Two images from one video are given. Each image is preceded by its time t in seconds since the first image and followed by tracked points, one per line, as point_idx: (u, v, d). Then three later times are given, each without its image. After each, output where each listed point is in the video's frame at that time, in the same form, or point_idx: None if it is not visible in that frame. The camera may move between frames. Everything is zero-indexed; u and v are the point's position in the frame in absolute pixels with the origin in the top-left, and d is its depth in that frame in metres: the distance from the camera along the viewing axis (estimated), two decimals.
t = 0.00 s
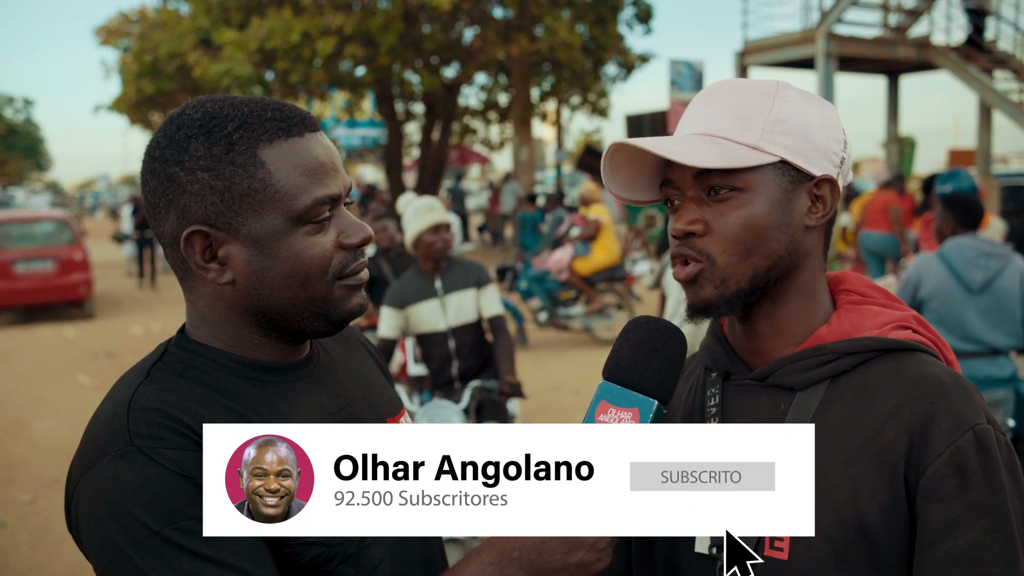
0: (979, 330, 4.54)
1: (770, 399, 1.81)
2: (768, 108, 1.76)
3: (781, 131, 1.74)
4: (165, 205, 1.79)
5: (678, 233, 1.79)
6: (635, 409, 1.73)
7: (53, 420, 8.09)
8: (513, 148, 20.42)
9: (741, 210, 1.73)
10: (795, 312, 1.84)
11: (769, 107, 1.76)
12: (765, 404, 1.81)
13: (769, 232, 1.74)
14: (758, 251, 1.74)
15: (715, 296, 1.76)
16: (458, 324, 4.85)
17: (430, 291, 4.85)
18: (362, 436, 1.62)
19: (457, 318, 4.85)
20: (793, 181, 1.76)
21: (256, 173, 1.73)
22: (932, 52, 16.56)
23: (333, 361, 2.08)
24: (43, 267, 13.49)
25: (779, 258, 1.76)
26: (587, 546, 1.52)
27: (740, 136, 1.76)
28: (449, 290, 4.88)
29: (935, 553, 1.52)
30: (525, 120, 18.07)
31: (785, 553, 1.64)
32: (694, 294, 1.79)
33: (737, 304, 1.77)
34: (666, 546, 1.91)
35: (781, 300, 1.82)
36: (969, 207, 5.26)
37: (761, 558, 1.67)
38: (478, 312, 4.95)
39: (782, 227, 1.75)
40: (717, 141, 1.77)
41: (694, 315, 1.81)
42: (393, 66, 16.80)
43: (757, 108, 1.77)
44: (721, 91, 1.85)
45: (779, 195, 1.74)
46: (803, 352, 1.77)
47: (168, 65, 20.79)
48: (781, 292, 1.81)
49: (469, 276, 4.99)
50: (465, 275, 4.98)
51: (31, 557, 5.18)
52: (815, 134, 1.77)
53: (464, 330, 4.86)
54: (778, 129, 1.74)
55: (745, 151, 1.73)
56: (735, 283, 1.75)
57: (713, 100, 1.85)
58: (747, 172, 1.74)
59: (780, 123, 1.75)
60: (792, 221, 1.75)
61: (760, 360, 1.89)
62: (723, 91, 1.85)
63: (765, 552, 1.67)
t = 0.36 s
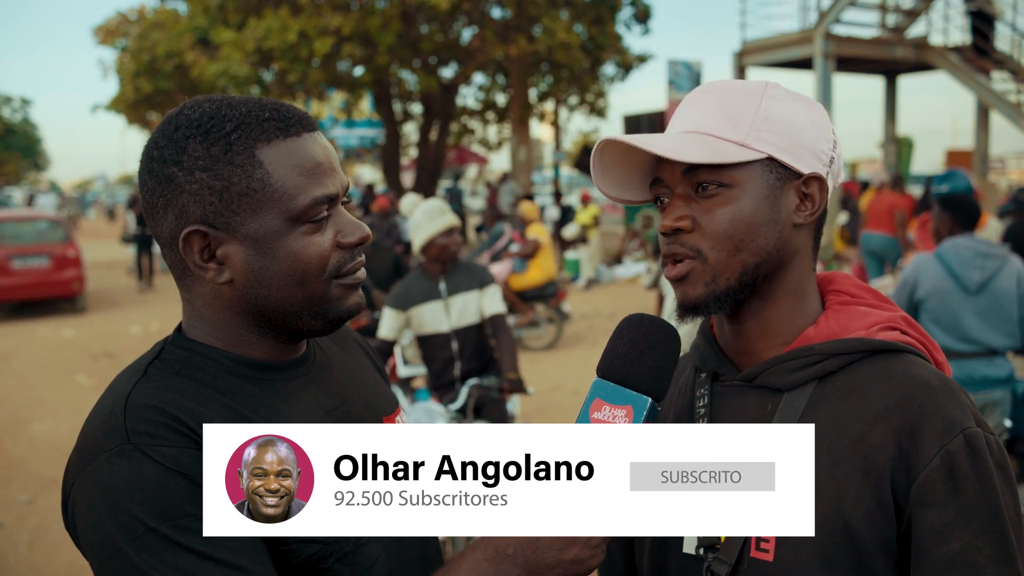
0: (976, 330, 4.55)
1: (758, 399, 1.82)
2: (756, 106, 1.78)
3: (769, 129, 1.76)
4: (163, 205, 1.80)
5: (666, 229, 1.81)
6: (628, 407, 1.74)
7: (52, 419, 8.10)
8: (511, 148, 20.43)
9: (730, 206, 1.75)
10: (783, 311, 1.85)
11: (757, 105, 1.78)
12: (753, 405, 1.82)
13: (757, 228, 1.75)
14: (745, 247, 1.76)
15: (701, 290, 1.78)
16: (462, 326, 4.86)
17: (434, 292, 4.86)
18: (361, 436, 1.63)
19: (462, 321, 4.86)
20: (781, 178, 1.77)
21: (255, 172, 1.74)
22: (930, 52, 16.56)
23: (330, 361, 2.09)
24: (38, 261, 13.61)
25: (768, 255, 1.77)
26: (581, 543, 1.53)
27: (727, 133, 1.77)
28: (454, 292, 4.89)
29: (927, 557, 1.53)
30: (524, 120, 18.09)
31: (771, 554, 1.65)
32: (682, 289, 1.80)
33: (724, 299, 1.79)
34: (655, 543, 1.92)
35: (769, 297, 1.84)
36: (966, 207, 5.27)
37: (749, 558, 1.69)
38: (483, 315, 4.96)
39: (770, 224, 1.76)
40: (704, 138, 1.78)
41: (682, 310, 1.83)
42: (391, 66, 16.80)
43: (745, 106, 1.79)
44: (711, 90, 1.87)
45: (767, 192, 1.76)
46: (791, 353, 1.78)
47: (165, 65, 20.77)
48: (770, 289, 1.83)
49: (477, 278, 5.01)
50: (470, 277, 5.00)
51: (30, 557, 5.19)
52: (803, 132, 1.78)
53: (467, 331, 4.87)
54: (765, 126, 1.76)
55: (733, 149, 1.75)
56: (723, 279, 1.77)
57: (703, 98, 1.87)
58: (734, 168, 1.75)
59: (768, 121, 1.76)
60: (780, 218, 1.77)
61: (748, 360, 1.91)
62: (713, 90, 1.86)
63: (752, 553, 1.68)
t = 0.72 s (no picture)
0: (978, 334, 4.54)
1: (754, 404, 1.82)
2: (760, 114, 1.78)
3: (772, 137, 1.76)
4: (167, 207, 1.80)
5: (668, 237, 1.81)
6: (628, 410, 1.75)
7: (52, 420, 8.09)
8: (512, 151, 20.46)
9: (731, 216, 1.75)
10: (782, 318, 1.86)
11: (760, 114, 1.78)
12: (749, 409, 1.82)
13: (758, 237, 1.76)
14: (748, 257, 1.76)
15: (702, 299, 1.78)
16: (472, 337, 4.84)
17: (445, 303, 4.85)
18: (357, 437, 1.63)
19: (472, 332, 4.84)
20: (783, 187, 1.77)
21: (258, 175, 1.75)
22: (932, 57, 16.58)
23: (331, 363, 2.09)
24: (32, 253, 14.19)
25: (769, 264, 1.78)
26: (580, 545, 1.58)
27: (731, 142, 1.77)
28: (464, 302, 4.87)
29: (921, 562, 1.53)
30: (525, 123, 18.13)
31: (764, 559, 1.65)
32: (682, 296, 1.81)
33: (724, 308, 1.79)
34: (651, 545, 1.93)
35: (768, 305, 1.85)
36: (966, 211, 5.26)
37: (742, 563, 1.68)
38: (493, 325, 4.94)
39: (771, 233, 1.77)
40: (707, 147, 1.79)
41: (682, 318, 1.84)
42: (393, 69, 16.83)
43: (748, 113, 1.79)
44: (714, 95, 1.87)
45: (768, 202, 1.76)
46: (789, 358, 1.78)
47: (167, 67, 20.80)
48: (770, 297, 1.84)
49: (490, 288, 4.97)
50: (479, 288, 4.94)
51: (30, 558, 5.19)
52: (806, 140, 1.78)
53: (476, 341, 4.84)
54: (769, 135, 1.76)
55: (737, 159, 1.75)
56: (725, 289, 1.77)
57: (706, 105, 1.87)
58: (737, 178, 1.75)
59: (772, 129, 1.76)
60: (780, 227, 1.77)
61: (747, 365, 1.91)
62: (716, 96, 1.86)
63: (746, 557, 1.68)
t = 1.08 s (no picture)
0: (977, 337, 4.54)
1: (753, 407, 1.82)
2: (759, 119, 1.78)
3: (771, 142, 1.76)
4: (168, 210, 1.80)
5: (666, 239, 1.82)
6: (629, 412, 1.76)
7: (51, 422, 8.08)
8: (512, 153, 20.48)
9: (729, 220, 1.75)
10: (781, 322, 1.86)
11: (760, 119, 1.78)
12: (748, 412, 1.82)
13: (756, 241, 1.76)
14: (745, 261, 1.76)
15: (699, 304, 1.78)
16: (478, 344, 4.86)
17: (450, 311, 4.85)
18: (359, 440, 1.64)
19: (478, 339, 4.86)
20: (781, 192, 1.78)
21: (259, 178, 1.75)
22: (931, 59, 16.62)
23: (331, 365, 2.09)
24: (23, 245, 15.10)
25: (766, 268, 1.78)
26: (582, 548, 1.58)
27: (730, 146, 1.77)
28: (470, 310, 4.87)
29: (921, 565, 1.53)
30: (525, 124, 18.16)
31: (764, 561, 1.65)
32: (680, 300, 1.81)
33: (722, 313, 1.79)
34: (652, 545, 1.93)
35: (768, 310, 1.85)
36: (966, 214, 5.26)
37: (742, 565, 1.68)
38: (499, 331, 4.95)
39: (769, 237, 1.77)
40: (706, 150, 1.79)
41: (680, 322, 1.83)
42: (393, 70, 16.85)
43: (747, 118, 1.79)
44: (713, 100, 1.87)
45: (767, 206, 1.76)
46: (787, 361, 1.78)
47: (167, 68, 20.78)
48: (768, 301, 1.84)
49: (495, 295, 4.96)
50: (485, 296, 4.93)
51: (30, 560, 5.18)
52: (805, 146, 1.78)
53: (482, 348, 4.86)
54: (768, 140, 1.76)
55: (736, 163, 1.75)
56: (723, 292, 1.78)
57: (706, 109, 1.87)
58: (735, 182, 1.75)
59: (771, 134, 1.77)
60: (778, 231, 1.78)
61: (746, 369, 1.91)
62: (716, 101, 1.86)
63: (745, 560, 1.68)
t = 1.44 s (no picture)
0: (975, 336, 4.54)
1: (748, 403, 1.82)
2: (756, 114, 1.78)
3: (768, 136, 1.76)
4: (166, 208, 1.80)
5: (663, 233, 1.82)
6: (627, 410, 1.76)
7: (49, 421, 8.06)
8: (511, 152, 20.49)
9: (727, 212, 1.76)
10: (778, 318, 1.86)
11: (757, 113, 1.78)
12: (744, 408, 1.82)
13: (753, 234, 1.76)
14: (743, 252, 1.76)
15: (698, 297, 1.78)
16: (473, 342, 4.84)
17: (448, 305, 4.86)
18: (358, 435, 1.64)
19: (474, 336, 4.84)
20: (779, 185, 1.78)
21: (258, 177, 1.75)
22: (929, 58, 16.63)
23: (329, 363, 2.09)
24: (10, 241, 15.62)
25: (764, 261, 1.78)
26: (581, 545, 1.58)
27: (727, 139, 1.78)
28: (468, 306, 4.86)
29: (918, 557, 1.53)
30: (523, 123, 18.16)
31: (759, 557, 1.65)
32: (678, 294, 1.81)
33: (721, 306, 1.79)
34: (646, 543, 1.93)
35: (766, 305, 1.85)
36: (964, 212, 5.26)
37: (738, 560, 1.68)
38: (499, 328, 4.91)
39: (766, 230, 1.77)
40: (705, 144, 1.79)
41: (678, 316, 1.84)
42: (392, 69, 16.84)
43: (745, 113, 1.79)
44: (711, 95, 1.88)
45: (763, 200, 1.77)
46: (784, 356, 1.78)
47: (165, 67, 20.74)
48: (765, 295, 1.84)
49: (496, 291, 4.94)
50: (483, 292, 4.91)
51: (28, 559, 5.17)
52: (802, 140, 1.79)
53: (477, 345, 4.84)
54: (766, 134, 1.77)
55: (733, 155, 1.76)
56: (721, 284, 1.78)
57: (705, 104, 1.87)
58: (732, 174, 1.76)
59: (768, 129, 1.77)
60: (776, 224, 1.78)
61: (743, 365, 1.91)
62: (716, 97, 1.87)
63: (741, 555, 1.68)
